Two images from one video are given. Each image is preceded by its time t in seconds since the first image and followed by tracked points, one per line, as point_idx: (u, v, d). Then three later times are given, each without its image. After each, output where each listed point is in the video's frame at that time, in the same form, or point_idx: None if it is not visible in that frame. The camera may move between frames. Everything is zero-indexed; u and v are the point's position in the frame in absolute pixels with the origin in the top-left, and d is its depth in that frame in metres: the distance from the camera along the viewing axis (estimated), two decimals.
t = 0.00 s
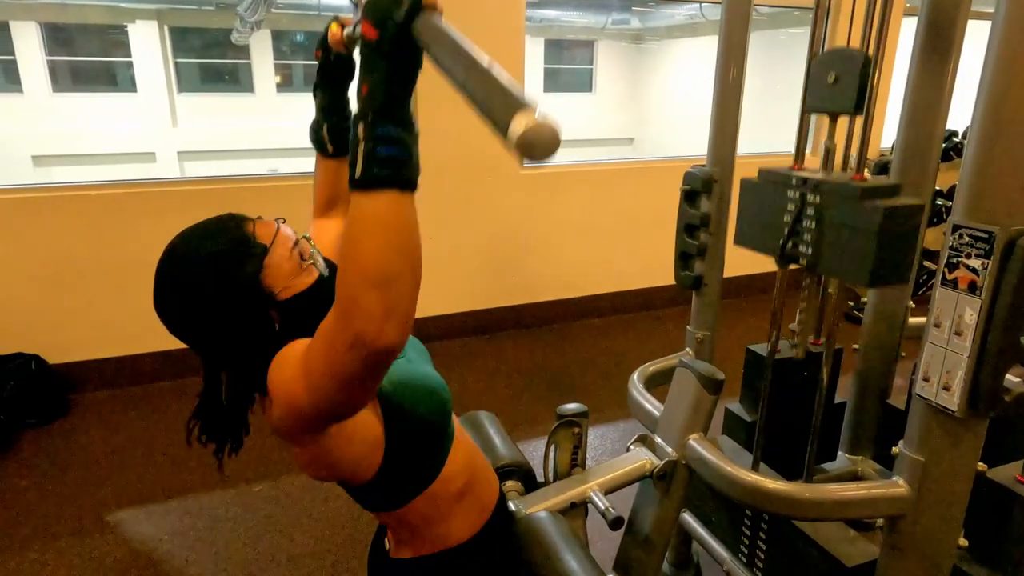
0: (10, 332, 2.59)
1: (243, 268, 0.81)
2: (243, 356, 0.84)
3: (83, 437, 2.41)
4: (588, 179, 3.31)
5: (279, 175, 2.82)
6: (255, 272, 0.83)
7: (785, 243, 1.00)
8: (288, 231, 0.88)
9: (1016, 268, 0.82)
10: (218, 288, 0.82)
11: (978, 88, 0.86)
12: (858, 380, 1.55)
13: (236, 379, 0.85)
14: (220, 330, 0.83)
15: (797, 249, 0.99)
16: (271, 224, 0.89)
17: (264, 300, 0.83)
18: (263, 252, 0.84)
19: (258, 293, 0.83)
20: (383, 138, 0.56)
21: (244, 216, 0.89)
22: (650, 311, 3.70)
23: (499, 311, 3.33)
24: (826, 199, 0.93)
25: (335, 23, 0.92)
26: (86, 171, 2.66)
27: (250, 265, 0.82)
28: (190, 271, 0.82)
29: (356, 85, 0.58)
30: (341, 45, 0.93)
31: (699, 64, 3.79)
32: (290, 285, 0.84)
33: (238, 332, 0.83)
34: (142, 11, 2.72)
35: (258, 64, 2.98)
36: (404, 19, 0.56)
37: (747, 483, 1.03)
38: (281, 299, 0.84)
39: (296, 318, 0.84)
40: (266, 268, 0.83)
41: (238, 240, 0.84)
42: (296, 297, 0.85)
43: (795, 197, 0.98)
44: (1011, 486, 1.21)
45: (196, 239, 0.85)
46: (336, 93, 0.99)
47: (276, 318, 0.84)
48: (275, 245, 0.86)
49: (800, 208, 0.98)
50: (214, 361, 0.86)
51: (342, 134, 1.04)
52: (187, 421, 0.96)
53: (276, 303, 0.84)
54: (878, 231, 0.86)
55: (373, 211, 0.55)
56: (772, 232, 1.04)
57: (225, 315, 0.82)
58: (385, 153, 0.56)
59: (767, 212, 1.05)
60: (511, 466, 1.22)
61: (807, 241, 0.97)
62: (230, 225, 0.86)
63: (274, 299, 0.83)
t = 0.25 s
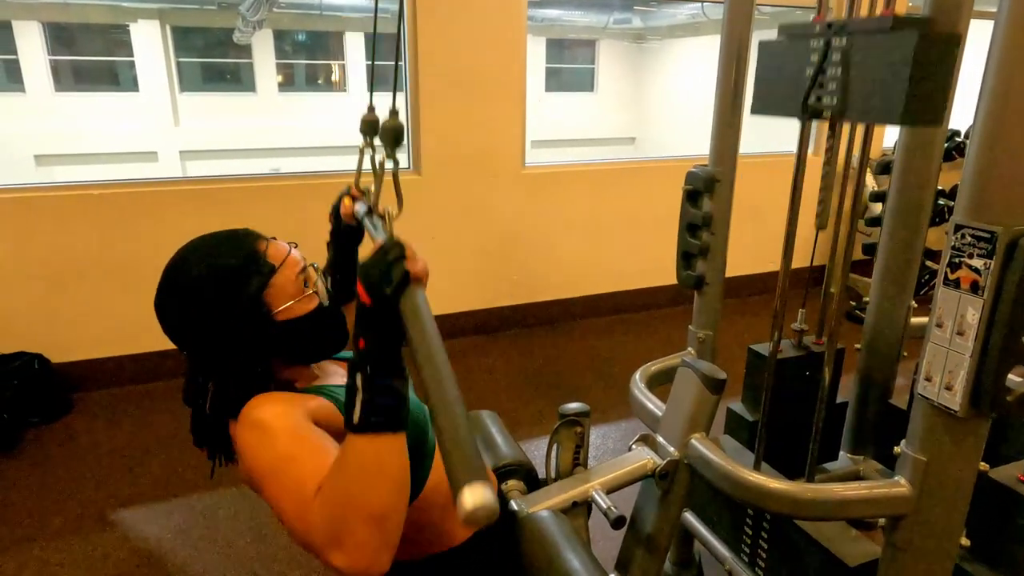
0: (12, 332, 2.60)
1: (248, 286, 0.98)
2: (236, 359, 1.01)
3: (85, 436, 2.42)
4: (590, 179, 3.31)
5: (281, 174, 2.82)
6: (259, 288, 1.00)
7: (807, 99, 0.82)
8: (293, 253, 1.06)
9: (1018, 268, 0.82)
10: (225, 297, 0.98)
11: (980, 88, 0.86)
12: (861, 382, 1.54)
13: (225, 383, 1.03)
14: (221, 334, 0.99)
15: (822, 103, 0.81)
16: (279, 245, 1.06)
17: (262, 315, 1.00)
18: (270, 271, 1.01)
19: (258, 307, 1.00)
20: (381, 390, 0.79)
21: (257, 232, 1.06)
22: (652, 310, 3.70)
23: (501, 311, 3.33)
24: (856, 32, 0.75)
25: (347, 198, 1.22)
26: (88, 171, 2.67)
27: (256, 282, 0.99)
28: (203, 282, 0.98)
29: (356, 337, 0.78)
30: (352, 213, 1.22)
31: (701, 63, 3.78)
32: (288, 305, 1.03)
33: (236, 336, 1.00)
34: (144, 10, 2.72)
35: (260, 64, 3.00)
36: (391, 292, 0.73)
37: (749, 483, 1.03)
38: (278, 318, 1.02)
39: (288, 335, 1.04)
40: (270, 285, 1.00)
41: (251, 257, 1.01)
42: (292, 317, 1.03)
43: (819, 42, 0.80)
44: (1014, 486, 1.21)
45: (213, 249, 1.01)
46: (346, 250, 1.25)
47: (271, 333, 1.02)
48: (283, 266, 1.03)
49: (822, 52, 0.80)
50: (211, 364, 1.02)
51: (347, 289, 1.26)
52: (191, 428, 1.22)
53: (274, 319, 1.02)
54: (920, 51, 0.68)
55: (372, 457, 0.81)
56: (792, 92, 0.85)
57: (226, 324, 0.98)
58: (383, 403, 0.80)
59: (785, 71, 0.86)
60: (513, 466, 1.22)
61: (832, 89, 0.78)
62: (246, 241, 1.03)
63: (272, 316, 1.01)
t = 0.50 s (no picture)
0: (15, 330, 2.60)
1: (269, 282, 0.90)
2: (257, 362, 0.93)
3: (88, 434, 2.43)
4: (592, 178, 3.31)
5: (284, 173, 2.83)
6: (280, 284, 0.91)
7: None
8: (312, 247, 0.97)
9: (1021, 267, 0.83)
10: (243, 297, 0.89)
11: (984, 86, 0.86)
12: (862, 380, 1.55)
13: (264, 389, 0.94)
14: (243, 335, 0.91)
15: None
16: (298, 239, 0.97)
17: (286, 314, 0.92)
18: (291, 266, 0.93)
19: (281, 306, 0.92)
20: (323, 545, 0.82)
21: (275, 228, 0.98)
22: (654, 310, 3.70)
23: (503, 310, 3.34)
24: None
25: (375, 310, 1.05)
26: (90, 170, 2.67)
27: (276, 279, 0.91)
28: (218, 279, 0.90)
29: (325, 492, 0.82)
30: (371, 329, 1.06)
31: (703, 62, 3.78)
32: (311, 300, 0.94)
33: (257, 338, 0.91)
34: (146, 10, 2.73)
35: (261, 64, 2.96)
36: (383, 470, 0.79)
37: (752, 481, 1.03)
38: (303, 313, 0.94)
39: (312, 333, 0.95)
40: (291, 281, 0.92)
41: (269, 251, 0.92)
42: (315, 311, 0.95)
43: None
44: (1017, 484, 1.22)
45: (230, 246, 0.92)
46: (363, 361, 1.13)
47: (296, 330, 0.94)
48: (303, 260, 0.94)
49: None
50: (240, 369, 0.94)
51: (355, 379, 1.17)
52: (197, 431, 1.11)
53: (298, 316, 0.93)
54: None
55: None
56: None
57: (249, 323, 0.90)
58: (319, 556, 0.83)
59: None
60: (516, 464, 1.22)
61: None
62: (262, 237, 0.94)
63: (296, 313, 0.93)
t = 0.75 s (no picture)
0: (16, 329, 2.61)
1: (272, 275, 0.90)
2: (270, 355, 0.93)
3: (89, 433, 2.43)
4: (593, 178, 3.31)
5: (285, 172, 2.83)
6: (283, 275, 0.92)
7: None
8: (312, 235, 0.97)
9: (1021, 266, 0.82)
10: (247, 292, 0.90)
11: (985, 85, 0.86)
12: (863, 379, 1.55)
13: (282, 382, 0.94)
14: (253, 330, 0.91)
15: None
16: (297, 228, 0.97)
17: (292, 303, 0.93)
18: (291, 255, 0.93)
19: (286, 297, 0.92)
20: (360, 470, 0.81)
21: (272, 220, 0.98)
22: (654, 309, 3.70)
23: (504, 310, 3.34)
24: None
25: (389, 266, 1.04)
26: (92, 169, 2.68)
27: (279, 270, 0.91)
28: (222, 276, 0.90)
29: (379, 403, 0.81)
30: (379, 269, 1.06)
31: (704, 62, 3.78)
32: (316, 287, 0.95)
33: (268, 331, 0.92)
34: (148, 9, 2.73)
35: (263, 62, 2.99)
36: (449, 402, 0.78)
37: (752, 480, 1.03)
38: (309, 301, 0.94)
39: (320, 320, 0.95)
40: (293, 270, 0.93)
41: (268, 243, 0.92)
42: (321, 299, 0.95)
43: None
44: (1017, 484, 1.22)
45: (228, 243, 0.92)
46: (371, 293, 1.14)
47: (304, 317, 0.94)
48: (302, 248, 0.95)
49: None
50: (255, 367, 0.95)
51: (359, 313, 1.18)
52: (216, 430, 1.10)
53: (305, 304, 0.94)
54: None
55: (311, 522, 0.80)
56: None
57: (256, 317, 0.91)
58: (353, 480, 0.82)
59: None
60: (517, 462, 1.23)
61: None
62: (260, 230, 0.94)
63: (301, 301, 0.93)
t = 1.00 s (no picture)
0: (16, 328, 2.61)
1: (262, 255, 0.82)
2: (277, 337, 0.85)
3: (89, 432, 2.43)
4: (593, 177, 3.31)
5: (285, 172, 2.83)
6: (277, 255, 0.83)
7: None
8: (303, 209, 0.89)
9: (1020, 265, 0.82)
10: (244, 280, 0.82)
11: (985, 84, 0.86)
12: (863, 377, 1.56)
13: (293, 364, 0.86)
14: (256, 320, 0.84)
15: None
16: (285, 206, 0.89)
17: (290, 281, 0.84)
18: (282, 233, 0.85)
19: (283, 275, 0.83)
20: (427, 213, 0.67)
21: (260, 202, 0.90)
22: (655, 309, 3.70)
23: (504, 309, 3.34)
24: None
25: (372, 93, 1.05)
26: (91, 168, 2.68)
27: (270, 251, 0.83)
28: (217, 263, 0.84)
29: (395, 165, 0.69)
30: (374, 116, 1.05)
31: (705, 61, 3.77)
32: (313, 259, 0.85)
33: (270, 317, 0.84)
34: (148, 9, 2.73)
35: (263, 61, 3.00)
36: (449, 110, 0.69)
37: (751, 477, 1.04)
38: (308, 277, 0.85)
39: (326, 293, 0.85)
40: (287, 247, 0.84)
41: (257, 224, 0.85)
42: (320, 273, 0.85)
43: None
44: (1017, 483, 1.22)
45: (220, 229, 0.86)
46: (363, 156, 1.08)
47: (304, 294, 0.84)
48: (293, 225, 0.86)
49: None
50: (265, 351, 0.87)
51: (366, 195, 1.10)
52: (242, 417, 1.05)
53: (304, 282, 0.84)
54: None
55: (421, 280, 0.66)
56: None
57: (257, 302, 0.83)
58: (430, 224, 0.67)
59: None
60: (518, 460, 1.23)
61: None
62: (249, 213, 0.87)
63: (299, 278, 0.84)
